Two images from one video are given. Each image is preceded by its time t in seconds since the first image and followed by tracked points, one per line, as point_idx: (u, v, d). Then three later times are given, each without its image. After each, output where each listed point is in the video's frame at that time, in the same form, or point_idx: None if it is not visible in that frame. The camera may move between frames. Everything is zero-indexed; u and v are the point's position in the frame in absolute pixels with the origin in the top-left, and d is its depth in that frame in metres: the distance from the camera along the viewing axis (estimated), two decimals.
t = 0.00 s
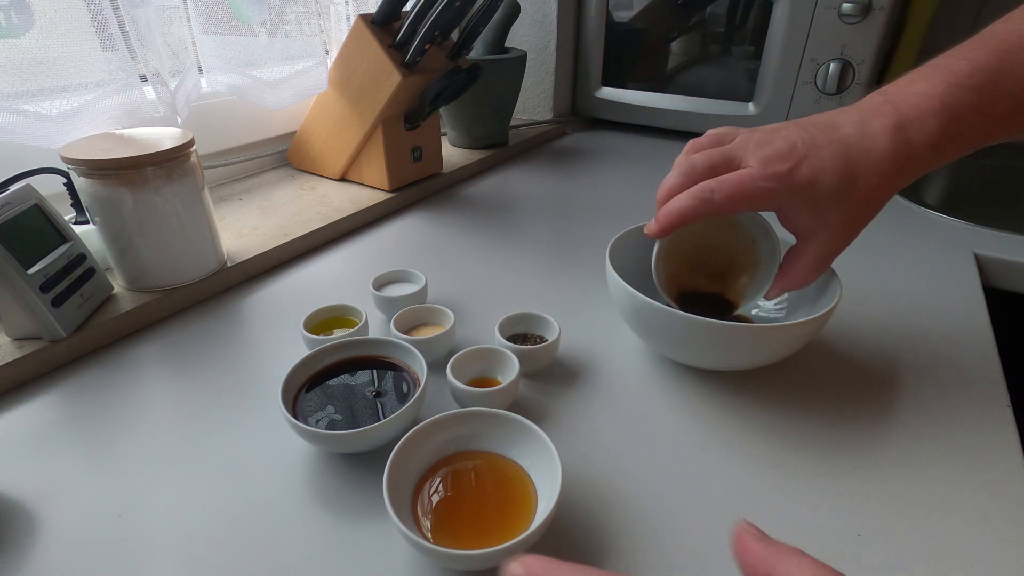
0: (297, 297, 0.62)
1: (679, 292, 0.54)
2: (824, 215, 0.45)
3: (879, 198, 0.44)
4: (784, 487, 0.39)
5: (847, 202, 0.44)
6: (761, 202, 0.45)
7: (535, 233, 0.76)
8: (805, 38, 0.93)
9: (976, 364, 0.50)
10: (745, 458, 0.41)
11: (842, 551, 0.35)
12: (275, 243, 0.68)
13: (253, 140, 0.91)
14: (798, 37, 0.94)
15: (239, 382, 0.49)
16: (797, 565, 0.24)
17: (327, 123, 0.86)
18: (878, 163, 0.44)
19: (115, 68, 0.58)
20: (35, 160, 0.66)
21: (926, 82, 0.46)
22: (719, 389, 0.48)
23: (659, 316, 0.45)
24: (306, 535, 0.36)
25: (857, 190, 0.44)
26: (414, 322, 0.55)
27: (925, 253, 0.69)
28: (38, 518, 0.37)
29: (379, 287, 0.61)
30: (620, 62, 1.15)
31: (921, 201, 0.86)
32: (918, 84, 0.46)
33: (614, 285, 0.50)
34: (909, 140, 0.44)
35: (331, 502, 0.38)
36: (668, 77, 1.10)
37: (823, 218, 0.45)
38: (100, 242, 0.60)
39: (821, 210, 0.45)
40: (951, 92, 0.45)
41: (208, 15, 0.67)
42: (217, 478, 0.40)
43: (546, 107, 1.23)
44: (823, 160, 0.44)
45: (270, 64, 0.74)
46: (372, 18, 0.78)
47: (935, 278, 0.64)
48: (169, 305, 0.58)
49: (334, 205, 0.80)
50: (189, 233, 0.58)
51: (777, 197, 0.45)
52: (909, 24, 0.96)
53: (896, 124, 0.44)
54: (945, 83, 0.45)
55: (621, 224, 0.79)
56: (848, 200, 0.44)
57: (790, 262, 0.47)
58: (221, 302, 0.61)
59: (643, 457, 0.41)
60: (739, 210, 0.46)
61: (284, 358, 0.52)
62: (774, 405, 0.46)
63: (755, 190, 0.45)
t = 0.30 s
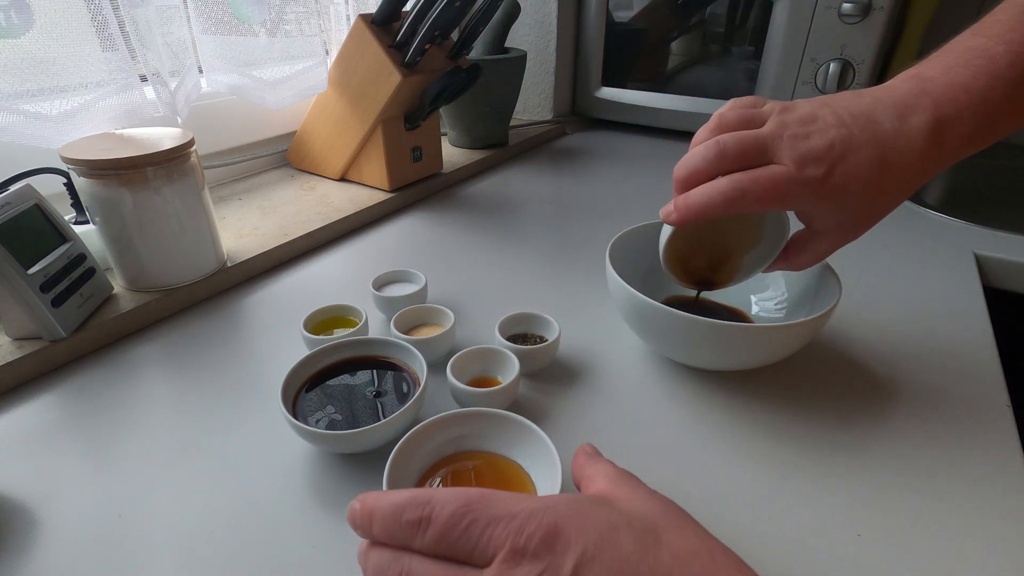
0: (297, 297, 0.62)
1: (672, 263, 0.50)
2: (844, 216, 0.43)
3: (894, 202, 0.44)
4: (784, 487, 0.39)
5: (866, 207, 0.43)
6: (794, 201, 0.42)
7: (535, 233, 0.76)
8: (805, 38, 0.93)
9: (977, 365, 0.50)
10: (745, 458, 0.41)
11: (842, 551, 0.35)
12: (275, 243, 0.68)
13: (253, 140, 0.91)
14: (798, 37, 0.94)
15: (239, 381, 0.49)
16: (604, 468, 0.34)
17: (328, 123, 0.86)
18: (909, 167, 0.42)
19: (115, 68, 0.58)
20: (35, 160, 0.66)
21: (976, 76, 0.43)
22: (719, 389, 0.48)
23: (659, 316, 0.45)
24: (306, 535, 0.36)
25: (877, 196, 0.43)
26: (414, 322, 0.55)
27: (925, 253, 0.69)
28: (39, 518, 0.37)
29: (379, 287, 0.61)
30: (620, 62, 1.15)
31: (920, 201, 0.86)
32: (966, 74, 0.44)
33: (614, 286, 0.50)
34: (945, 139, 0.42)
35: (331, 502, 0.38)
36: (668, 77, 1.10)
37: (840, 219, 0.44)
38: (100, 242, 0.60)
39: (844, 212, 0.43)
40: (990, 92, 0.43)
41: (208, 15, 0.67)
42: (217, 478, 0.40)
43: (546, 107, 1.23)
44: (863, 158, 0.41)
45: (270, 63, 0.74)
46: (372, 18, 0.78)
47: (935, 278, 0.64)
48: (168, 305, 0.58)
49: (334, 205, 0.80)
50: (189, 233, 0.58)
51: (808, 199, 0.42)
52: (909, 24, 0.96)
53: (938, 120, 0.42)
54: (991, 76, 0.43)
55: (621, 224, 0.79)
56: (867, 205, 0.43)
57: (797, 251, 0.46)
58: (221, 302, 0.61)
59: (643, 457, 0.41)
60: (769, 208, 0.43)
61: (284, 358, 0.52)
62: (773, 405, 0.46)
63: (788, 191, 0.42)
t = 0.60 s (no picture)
0: (297, 297, 0.62)
1: (689, 254, 0.46)
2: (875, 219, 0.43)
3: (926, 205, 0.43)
4: (784, 487, 0.39)
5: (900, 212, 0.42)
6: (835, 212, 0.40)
7: (535, 233, 0.76)
8: (805, 39, 0.93)
9: (976, 364, 0.50)
10: (745, 458, 0.41)
11: (842, 551, 0.35)
12: (275, 243, 0.68)
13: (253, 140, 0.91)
14: (798, 37, 0.94)
15: (239, 381, 0.49)
16: (592, 473, 0.35)
17: (328, 123, 0.86)
18: (952, 170, 0.41)
19: (115, 68, 0.58)
20: (35, 160, 0.66)
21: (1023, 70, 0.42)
22: (719, 388, 0.48)
23: (659, 315, 0.45)
24: (306, 535, 0.36)
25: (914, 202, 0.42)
26: (414, 322, 0.55)
27: (925, 253, 0.69)
28: (38, 518, 0.37)
29: (379, 287, 0.61)
30: (620, 62, 1.15)
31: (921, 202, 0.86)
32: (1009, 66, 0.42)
33: (614, 285, 0.50)
34: (981, 144, 0.41)
35: (331, 502, 0.38)
36: (668, 76, 1.10)
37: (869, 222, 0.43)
38: (100, 242, 0.60)
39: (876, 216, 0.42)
40: None
41: (208, 15, 0.67)
42: (217, 478, 0.40)
43: (546, 107, 1.23)
44: (910, 168, 0.39)
45: (270, 64, 0.74)
46: (372, 18, 0.78)
47: (936, 278, 0.64)
48: (169, 305, 0.58)
49: (334, 205, 0.80)
50: (189, 233, 0.58)
51: (847, 210, 0.40)
52: (909, 24, 0.96)
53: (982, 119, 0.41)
54: None
55: (621, 224, 0.79)
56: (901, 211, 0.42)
57: (814, 244, 0.48)
58: (221, 302, 0.61)
59: (643, 457, 0.41)
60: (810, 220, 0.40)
61: (284, 358, 0.52)
62: (774, 405, 0.46)
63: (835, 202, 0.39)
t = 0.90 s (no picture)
0: (297, 297, 0.62)
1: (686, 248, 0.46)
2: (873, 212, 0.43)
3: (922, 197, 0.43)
4: (783, 488, 0.39)
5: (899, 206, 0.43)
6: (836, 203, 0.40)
7: (535, 233, 0.76)
8: (805, 39, 0.93)
9: (976, 364, 0.50)
10: (745, 458, 0.41)
11: (841, 551, 0.35)
12: (275, 243, 0.68)
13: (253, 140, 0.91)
14: (798, 37, 0.94)
15: (239, 381, 0.49)
16: (610, 467, 0.35)
17: (328, 123, 0.86)
18: (949, 164, 0.41)
19: (115, 68, 0.58)
20: (35, 160, 0.66)
21: None
22: (719, 388, 0.48)
23: (660, 316, 0.45)
24: (307, 535, 0.36)
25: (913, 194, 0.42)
26: (414, 322, 0.55)
27: (925, 253, 0.69)
28: (39, 518, 0.37)
29: (379, 287, 0.61)
30: (620, 62, 1.15)
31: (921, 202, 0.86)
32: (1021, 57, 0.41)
33: (614, 285, 0.50)
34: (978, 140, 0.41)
35: (331, 502, 0.38)
36: (668, 76, 1.10)
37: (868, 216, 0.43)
38: (100, 242, 0.60)
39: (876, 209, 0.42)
40: None
41: (208, 15, 0.67)
42: (217, 478, 0.40)
43: (546, 107, 1.23)
44: (908, 160, 0.40)
45: (270, 63, 0.74)
46: (372, 18, 0.78)
47: (936, 279, 0.64)
48: (168, 305, 0.58)
49: (334, 205, 0.80)
50: (189, 233, 0.58)
51: (850, 201, 0.40)
52: (909, 24, 0.96)
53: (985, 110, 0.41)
54: None
55: (621, 224, 0.79)
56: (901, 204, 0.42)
57: (812, 238, 0.49)
58: (221, 302, 0.61)
59: (643, 457, 0.41)
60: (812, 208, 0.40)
61: (285, 358, 0.52)
62: (774, 405, 0.46)
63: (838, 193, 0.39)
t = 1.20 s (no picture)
0: (297, 297, 0.62)
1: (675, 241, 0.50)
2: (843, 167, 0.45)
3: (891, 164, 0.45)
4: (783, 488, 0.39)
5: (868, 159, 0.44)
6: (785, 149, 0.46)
7: (535, 233, 0.76)
8: (805, 38, 0.93)
9: (977, 365, 0.50)
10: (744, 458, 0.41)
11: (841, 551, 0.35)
12: (275, 243, 0.68)
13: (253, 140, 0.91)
14: (798, 37, 0.94)
15: (239, 381, 0.49)
16: (766, 365, 0.29)
17: (328, 123, 0.86)
18: (900, 108, 0.45)
19: (115, 68, 0.58)
20: (35, 160, 0.66)
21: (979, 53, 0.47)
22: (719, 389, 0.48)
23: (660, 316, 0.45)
24: (307, 535, 0.36)
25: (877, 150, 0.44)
26: (414, 322, 0.55)
27: (925, 253, 0.69)
28: (38, 518, 0.37)
29: (380, 287, 0.61)
30: (620, 62, 1.15)
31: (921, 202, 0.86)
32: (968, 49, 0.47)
33: (614, 286, 0.50)
34: (926, 95, 0.46)
35: (331, 502, 0.38)
36: (668, 76, 1.10)
37: (838, 176, 0.45)
38: (100, 242, 0.60)
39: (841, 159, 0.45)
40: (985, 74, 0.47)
41: (208, 15, 0.67)
42: (217, 478, 0.40)
43: (546, 107, 1.23)
44: (854, 111, 0.45)
45: (270, 63, 0.74)
46: (372, 18, 0.78)
47: (936, 279, 0.63)
48: (169, 305, 0.58)
49: (334, 205, 0.80)
50: (189, 233, 0.58)
51: (793, 133, 0.45)
52: (909, 24, 0.96)
53: (936, 90, 0.46)
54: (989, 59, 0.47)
55: (621, 224, 0.79)
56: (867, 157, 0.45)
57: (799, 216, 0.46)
58: (221, 302, 0.61)
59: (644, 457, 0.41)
60: (754, 143, 0.46)
61: (285, 358, 0.52)
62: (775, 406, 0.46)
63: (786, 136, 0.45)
